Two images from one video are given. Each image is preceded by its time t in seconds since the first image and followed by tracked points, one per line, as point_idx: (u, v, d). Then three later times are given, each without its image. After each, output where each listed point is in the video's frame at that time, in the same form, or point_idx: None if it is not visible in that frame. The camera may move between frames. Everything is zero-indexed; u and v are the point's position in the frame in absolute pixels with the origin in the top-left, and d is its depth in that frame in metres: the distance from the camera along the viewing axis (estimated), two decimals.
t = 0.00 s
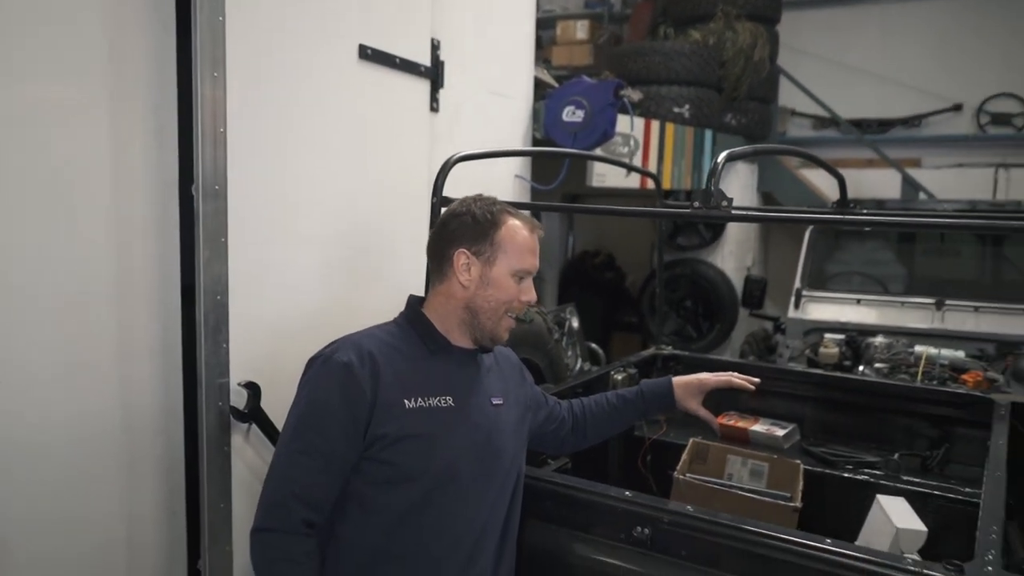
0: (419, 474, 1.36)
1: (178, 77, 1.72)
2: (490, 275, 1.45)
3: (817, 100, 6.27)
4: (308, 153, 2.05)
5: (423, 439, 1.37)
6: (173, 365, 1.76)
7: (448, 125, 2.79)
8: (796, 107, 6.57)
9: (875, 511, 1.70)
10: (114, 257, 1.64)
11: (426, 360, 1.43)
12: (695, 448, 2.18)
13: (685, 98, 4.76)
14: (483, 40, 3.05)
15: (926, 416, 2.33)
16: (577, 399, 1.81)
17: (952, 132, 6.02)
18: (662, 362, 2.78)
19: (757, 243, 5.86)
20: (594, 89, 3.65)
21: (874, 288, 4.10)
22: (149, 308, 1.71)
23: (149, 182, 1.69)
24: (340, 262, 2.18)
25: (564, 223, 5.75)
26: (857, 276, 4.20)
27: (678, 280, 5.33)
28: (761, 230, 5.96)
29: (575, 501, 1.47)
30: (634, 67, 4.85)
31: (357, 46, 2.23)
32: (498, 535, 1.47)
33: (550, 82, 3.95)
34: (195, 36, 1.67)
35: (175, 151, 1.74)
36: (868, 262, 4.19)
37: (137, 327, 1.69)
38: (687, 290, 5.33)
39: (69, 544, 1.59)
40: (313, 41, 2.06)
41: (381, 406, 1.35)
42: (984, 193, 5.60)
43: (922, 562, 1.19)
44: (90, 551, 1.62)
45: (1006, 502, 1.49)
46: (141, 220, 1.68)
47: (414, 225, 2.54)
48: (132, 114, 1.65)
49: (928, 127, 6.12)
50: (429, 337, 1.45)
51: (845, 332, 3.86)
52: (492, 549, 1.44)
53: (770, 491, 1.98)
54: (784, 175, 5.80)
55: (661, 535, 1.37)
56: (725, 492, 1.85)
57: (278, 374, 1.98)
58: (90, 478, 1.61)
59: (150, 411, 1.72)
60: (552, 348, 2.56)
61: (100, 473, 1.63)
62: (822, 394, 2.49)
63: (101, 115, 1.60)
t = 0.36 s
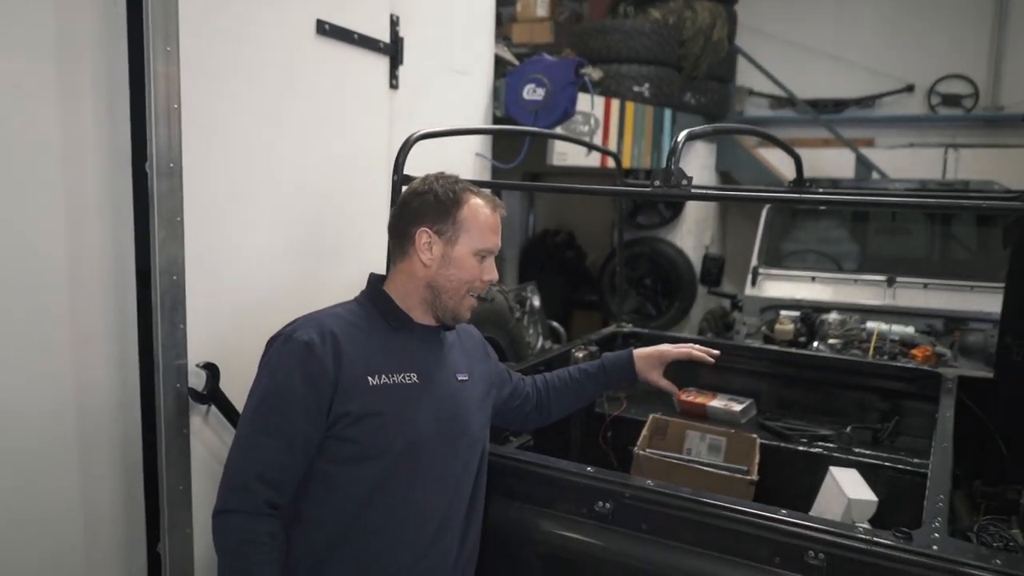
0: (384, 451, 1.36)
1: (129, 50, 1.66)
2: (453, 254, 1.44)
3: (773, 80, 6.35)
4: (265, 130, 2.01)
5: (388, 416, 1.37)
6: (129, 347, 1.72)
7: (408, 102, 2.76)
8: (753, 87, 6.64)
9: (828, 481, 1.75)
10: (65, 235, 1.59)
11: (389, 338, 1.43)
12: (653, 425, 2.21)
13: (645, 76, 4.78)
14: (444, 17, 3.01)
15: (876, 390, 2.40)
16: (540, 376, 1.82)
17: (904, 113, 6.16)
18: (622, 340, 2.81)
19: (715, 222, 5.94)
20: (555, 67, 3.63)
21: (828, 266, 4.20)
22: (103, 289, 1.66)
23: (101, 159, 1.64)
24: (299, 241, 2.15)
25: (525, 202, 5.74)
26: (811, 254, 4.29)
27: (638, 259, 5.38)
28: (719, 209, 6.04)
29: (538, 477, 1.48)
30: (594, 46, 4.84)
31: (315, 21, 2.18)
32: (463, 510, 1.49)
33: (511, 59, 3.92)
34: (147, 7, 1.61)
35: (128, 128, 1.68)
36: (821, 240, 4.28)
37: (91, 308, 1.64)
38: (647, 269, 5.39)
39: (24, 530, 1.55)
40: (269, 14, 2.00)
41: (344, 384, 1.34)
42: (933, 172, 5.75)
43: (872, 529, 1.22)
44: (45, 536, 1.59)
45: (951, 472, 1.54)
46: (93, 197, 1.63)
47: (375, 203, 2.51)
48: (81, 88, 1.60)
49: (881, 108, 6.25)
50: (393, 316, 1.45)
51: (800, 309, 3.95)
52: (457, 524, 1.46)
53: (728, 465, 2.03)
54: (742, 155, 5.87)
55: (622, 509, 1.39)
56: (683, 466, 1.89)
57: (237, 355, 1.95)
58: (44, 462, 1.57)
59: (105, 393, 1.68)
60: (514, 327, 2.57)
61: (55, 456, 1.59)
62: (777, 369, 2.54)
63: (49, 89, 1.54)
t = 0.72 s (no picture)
0: (350, 430, 1.36)
1: (76, 22, 1.60)
2: (419, 232, 1.43)
3: (731, 60, 6.41)
4: (221, 105, 1.96)
5: (354, 395, 1.36)
6: (83, 329, 1.67)
7: (367, 79, 2.71)
8: (710, 67, 6.70)
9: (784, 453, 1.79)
10: (13, 214, 1.53)
11: (354, 317, 1.42)
12: (616, 400, 2.23)
13: (604, 55, 4.78)
14: None
15: (831, 364, 2.46)
16: (507, 354, 1.83)
17: (857, 93, 6.28)
18: (584, 317, 2.82)
19: (674, 201, 6.00)
20: (514, 45, 3.60)
21: (784, 245, 4.28)
22: (54, 269, 1.61)
23: (49, 135, 1.58)
24: (257, 220, 2.11)
25: (484, 180, 5.73)
26: (767, 232, 4.36)
27: (598, 238, 5.42)
28: (677, 188, 6.10)
29: (503, 453, 1.49)
30: (553, 24, 4.82)
31: None
32: (431, 488, 1.49)
33: (470, 37, 3.88)
34: None
35: (76, 103, 1.62)
36: (777, 219, 4.36)
37: (42, 289, 1.59)
38: (607, 248, 5.42)
39: None
40: None
41: (309, 364, 1.33)
42: (885, 152, 5.89)
43: (827, 498, 1.26)
44: None
45: (902, 442, 1.59)
46: (42, 174, 1.58)
47: (335, 181, 2.47)
48: (26, 61, 1.53)
49: (836, 88, 6.36)
50: (358, 294, 1.44)
51: (757, 287, 4.04)
52: (425, 502, 1.46)
53: (688, 440, 2.06)
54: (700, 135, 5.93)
55: (586, 483, 1.41)
56: (645, 441, 1.91)
57: (194, 336, 1.91)
58: None
59: (59, 376, 1.63)
60: (476, 305, 2.57)
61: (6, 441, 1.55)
62: (735, 345, 2.59)
63: None
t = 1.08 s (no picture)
0: (324, 410, 1.35)
1: None
2: (391, 210, 1.42)
3: (697, 40, 6.43)
4: (184, 82, 1.91)
5: (327, 375, 1.35)
6: (45, 313, 1.63)
7: (333, 56, 2.66)
8: (677, 47, 6.71)
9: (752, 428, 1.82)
10: None
11: (326, 297, 1.40)
12: (586, 378, 2.25)
13: (572, 34, 4.75)
14: None
15: (797, 340, 2.50)
16: (479, 333, 1.83)
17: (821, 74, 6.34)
18: (554, 297, 2.83)
19: (642, 181, 6.02)
20: (482, 24, 3.56)
21: (751, 224, 4.33)
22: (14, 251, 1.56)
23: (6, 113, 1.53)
24: (224, 200, 2.07)
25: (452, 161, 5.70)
26: (734, 212, 4.41)
27: (567, 218, 5.42)
28: (645, 168, 6.12)
29: (477, 431, 1.50)
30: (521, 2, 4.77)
31: None
32: (407, 468, 1.49)
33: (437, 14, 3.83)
34: None
35: (34, 80, 1.57)
36: (743, 198, 4.40)
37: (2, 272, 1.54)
38: (576, 228, 5.43)
39: None
40: None
41: (281, 344, 1.32)
42: (848, 132, 5.97)
43: (795, 470, 1.28)
44: None
45: (866, 415, 1.63)
46: None
47: (303, 160, 2.43)
48: None
49: (800, 69, 6.42)
50: (332, 274, 1.42)
51: (724, 266, 4.10)
52: (400, 482, 1.46)
53: (657, 415, 2.09)
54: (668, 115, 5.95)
55: (559, 460, 1.42)
56: (616, 416, 1.93)
57: (160, 319, 1.87)
58: None
59: (22, 361, 1.59)
60: (447, 285, 2.56)
61: None
62: (704, 322, 2.62)
63: None
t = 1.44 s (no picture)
0: (301, 393, 1.33)
1: None
2: (366, 191, 1.40)
3: (673, 23, 6.42)
4: (155, 61, 1.86)
5: (304, 358, 1.34)
6: (16, 299, 1.59)
7: (306, 37, 2.62)
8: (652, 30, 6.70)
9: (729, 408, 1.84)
10: None
11: (303, 280, 1.39)
12: (564, 360, 2.25)
13: (549, 16, 4.71)
14: None
15: (773, 321, 2.53)
16: (452, 323, 1.81)
17: (795, 58, 6.37)
18: (531, 280, 2.82)
19: (618, 165, 6.03)
20: (457, 5, 3.53)
21: (726, 207, 4.35)
22: None
23: None
24: (199, 182, 2.03)
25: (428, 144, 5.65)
26: (710, 195, 4.43)
27: (544, 202, 5.40)
28: (622, 151, 6.13)
29: (456, 413, 1.49)
30: None
31: None
32: (386, 451, 1.48)
33: None
34: None
35: None
36: (719, 181, 4.42)
37: None
38: (553, 212, 5.43)
39: None
40: None
41: (257, 328, 1.30)
42: (822, 116, 6.02)
43: (773, 447, 1.30)
44: None
45: (841, 394, 1.65)
46: None
47: (279, 142, 2.39)
48: None
49: (774, 53, 6.45)
50: (308, 257, 1.40)
51: (700, 249, 4.14)
52: (380, 465, 1.45)
53: (636, 396, 2.09)
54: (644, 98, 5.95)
55: (539, 441, 1.42)
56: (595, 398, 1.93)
57: (133, 303, 1.84)
58: None
59: None
60: (424, 269, 2.54)
61: None
62: (681, 304, 2.63)
63: None
